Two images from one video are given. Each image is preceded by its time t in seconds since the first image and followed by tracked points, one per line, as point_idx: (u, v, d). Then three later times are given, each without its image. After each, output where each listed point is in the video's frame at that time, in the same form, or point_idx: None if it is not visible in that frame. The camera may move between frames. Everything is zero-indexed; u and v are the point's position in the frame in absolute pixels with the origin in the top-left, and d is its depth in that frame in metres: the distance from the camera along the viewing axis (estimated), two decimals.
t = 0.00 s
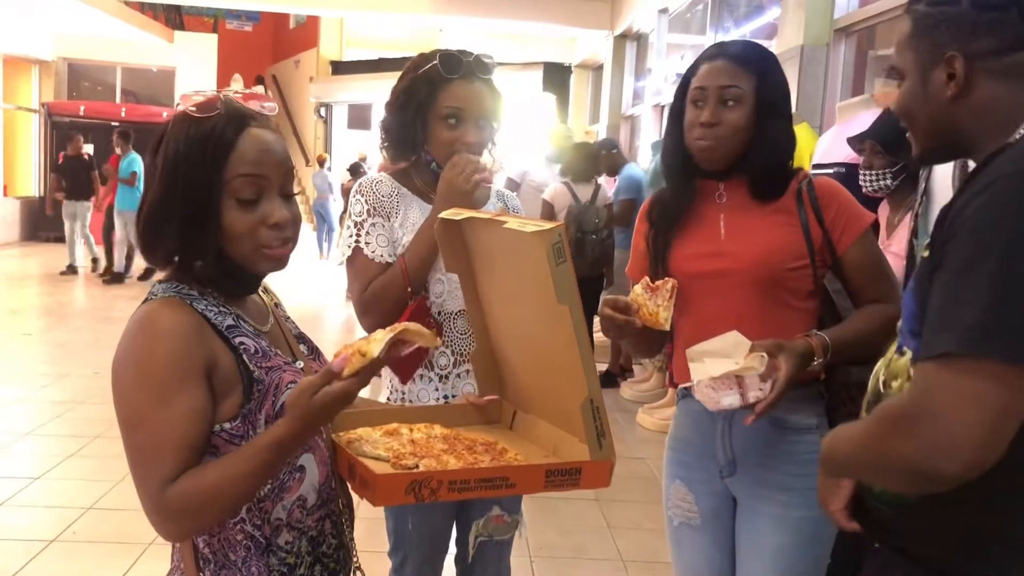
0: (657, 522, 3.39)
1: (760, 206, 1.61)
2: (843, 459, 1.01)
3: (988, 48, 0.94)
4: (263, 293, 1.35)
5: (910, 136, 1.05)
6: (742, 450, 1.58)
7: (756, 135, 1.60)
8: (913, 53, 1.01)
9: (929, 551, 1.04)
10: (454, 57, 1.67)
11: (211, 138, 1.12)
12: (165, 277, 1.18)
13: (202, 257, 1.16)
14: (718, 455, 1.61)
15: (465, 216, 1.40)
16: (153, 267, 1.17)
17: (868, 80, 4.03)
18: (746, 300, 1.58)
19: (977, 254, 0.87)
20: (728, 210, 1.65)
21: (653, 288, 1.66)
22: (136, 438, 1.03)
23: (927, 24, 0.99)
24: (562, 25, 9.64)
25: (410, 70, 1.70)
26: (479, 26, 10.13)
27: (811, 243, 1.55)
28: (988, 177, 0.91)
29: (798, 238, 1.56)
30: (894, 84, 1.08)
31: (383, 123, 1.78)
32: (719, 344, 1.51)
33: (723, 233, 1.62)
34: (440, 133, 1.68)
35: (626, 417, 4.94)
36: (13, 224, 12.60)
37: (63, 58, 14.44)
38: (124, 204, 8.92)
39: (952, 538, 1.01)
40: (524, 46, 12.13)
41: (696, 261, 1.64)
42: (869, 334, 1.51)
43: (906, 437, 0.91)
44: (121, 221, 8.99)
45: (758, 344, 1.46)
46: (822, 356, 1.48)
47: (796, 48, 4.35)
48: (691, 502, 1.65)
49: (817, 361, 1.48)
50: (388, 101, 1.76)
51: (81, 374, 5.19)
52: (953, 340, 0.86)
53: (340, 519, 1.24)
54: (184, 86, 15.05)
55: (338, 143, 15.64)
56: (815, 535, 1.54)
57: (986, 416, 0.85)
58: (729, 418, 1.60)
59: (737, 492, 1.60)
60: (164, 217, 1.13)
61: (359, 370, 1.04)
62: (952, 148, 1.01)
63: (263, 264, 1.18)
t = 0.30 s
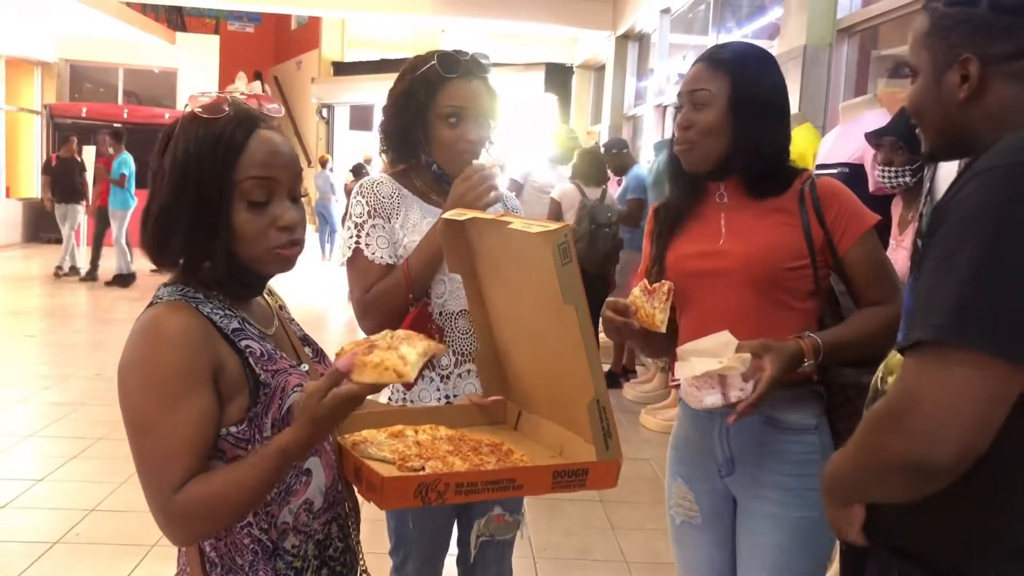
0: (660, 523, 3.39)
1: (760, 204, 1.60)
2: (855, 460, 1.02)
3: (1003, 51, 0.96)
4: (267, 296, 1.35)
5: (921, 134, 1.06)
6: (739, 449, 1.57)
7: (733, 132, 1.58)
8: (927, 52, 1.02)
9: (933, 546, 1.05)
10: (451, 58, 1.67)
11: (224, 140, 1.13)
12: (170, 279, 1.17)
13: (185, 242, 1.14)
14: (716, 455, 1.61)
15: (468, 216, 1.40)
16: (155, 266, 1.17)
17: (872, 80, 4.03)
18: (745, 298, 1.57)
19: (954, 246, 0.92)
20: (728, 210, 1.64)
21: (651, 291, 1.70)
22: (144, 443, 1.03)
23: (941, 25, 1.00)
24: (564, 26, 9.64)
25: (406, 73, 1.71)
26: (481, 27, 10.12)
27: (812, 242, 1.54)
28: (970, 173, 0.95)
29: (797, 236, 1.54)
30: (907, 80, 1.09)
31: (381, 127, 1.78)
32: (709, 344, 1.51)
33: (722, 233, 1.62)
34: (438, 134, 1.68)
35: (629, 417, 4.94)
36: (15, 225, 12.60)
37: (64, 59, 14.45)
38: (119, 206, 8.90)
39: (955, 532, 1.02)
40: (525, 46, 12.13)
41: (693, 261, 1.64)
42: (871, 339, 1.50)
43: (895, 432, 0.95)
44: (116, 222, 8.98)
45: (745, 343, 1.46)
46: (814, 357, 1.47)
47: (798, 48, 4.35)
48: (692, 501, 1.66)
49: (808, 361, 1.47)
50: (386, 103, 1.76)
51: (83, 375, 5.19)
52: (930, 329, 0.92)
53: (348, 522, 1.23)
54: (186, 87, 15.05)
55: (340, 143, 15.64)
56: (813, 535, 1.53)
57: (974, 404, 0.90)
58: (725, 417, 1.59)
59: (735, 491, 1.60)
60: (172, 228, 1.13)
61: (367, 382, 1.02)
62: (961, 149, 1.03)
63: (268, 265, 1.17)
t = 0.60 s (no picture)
0: (663, 522, 3.38)
1: (757, 201, 1.58)
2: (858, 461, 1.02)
3: (995, 51, 0.96)
4: (271, 295, 1.34)
5: (914, 134, 1.06)
6: (731, 442, 1.58)
7: (727, 130, 1.56)
8: (921, 51, 1.02)
9: (936, 542, 1.05)
10: (455, 57, 1.67)
11: (241, 143, 1.12)
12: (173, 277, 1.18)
13: (189, 237, 1.13)
14: (710, 451, 1.61)
15: (476, 217, 1.40)
16: (158, 265, 1.16)
17: (874, 79, 4.03)
18: (744, 296, 1.56)
19: (948, 241, 0.92)
20: (728, 208, 1.62)
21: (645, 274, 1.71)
22: (150, 443, 1.02)
23: (935, 25, 1.01)
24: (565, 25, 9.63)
25: (404, 72, 1.69)
26: (482, 26, 10.11)
27: (807, 240, 1.51)
28: (961, 167, 0.95)
29: (792, 232, 1.52)
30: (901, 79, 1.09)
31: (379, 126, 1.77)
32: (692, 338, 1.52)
33: (720, 230, 1.61)
34: (440, 132, 1.67)
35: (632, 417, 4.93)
36: (16, 225, 12.61)
37: (65, 59, 14.47)
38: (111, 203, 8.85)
39: (956, 527, 1.02)
40: (526, 45, 12.13)
41: (690, 258, 1.63)
42: (858, 338, 1.47)
43: (901, 430, 0.95)
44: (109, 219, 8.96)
45: (726, 338, 1.47)
46: (797, 355, 1.46)
47: (801, 46, 4.34)
48: (691, 495, 1.67)
49: (791, 359, 1.47)
50: (385, 100, 1.75)
51: (85, 375, 5.20)
52: (929, 324, 0.92)
53: (351, 523, 1.23)
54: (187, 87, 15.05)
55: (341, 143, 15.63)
56: (806, 533, 1.52)
57: (976, 402, 0.89)
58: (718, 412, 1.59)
59: (730, 484, 1.60)
60: (184, 231, 1.13)
61: (391, 381, 1.03)
62: (954, 149, 1.03)
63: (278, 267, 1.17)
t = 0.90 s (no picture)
0: (664, 519, 3.38)
1: (756, 199, 1.56)
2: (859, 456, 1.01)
3: (991, 47, 0.97)
4: (273, 292, 1.33)
5: (908, 128, 1.07)
6: (721, 435, 1.58)
7: (728, 126, 1.55)
8: (915, 45, 1.03)
9: (935, 538, 1.04)
10: (457, 53, 1.66)
11: (262, 144, 1.11)
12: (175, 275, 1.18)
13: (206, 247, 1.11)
14: (703, 443, 1.61)
15: (475, 213, 1.38)
16: (157, 262, 1.15)
17: (875, 75, 4.03)
18: (737, 293, 1.55)
19: (954, 234, 0.92)
20: (730, 203, 1.61)
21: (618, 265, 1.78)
22: (153, 444, 1.02)
23: (931, 20, 1.01)
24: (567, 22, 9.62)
25: (404, 69, 1.68)
26: (482, 22, 10.11)
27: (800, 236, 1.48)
28: (964, 161, 0.95)
29: (784, 227, 1.50)
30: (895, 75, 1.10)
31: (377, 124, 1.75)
32: (676, 334, 1.53)
33: (718, 225, 1.61)
34: (442, 128, 1.66)
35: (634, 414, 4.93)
36: (17, 222, 12.61)
37: (65, 55, 14.48)
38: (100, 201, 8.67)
39: (956, 523, 1.02)
40: (526, 42, 12.11)
41: (687, 253, 1.63)
42: (840, 340, 1.44)
43: (902, 423, 0.94)
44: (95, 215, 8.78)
45: (703, 334, 1.46)
46: (775, 356, 1.45)
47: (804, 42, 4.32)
48: (686, 486, 1.67)
49: (769, 359, 1.46)
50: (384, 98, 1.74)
51: (86, 372, 5.20)
52: (935, 318, 0.91)
53: (354, 521, 1.23)
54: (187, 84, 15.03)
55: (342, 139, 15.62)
56: (792, 529, 1.52)
57: (979, 396, 0.89)
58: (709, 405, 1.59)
59: (721, 476, 1.60)
60: (203, 231, 1.10)
61: (406, 378, 1.06)
62: (948, 143, 1.03)
63: (280, 265, 1.16)
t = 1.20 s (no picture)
0: (664, 517, 3.38)
1: (759, 197, 1.56)
2: (853, 457, 1.01)
3: (986, 45, 0.96)
4: (274, 290, 1.32)
5: (902, 128, 1.07)
6: (725, 432, 1.58)
7: (735, 121, 1.55)
8: (910, 42, 1.03)
9: (936, 539, 1.04)
10: (465, 49, 1.67)
11: (278, 132, 1.11)
12: (175, 274, 1.17)
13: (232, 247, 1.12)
14: (708, 437, 1.62)
15: (478, 211, 1.38)
16: (155, 260, 1.13)
17: (876, 73, 4.03)
18: (741, 290, 1.55)
19: (953, 227, 0.91)
20: (735, 199, 1.62)
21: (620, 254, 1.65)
22: (154, 443, 1.01)
23: (927, 18, 1.01)
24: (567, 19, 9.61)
25: (410, 63, 1.68)
26: (482, 19, 10.10)
27: (803, 234, 1.48)
28: (966, 155, 0.94)
29: (789, 225, 1.50)
30: (889, 74, 1.09)
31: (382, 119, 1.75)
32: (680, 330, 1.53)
33: (724, 223, 1.61)
34: (449, 124, 1.66)
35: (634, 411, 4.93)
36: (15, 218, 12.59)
37: (64, 51, 14.47)
38: (94, 197, 8.55)
39: (956, 522, 1.01)
40: (525, 38, 12.09)
41: (694, 250, 1.64)
42: (842, 338, 1.44)
43: (899, 423, 0.94)
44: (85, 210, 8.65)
45: (700, 330, 1.47)
46: (774, 353, 1.46)
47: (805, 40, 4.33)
48: (692, 480, 1.68)
49: (767, 356, 1.46)
50: (388, 93, 1.74)
51: (85, 368, 5.19)
52: (934, 313, 0.90)
53: (357, 520, 1.22)
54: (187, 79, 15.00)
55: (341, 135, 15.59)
56: (786, 525, 1.51)
57: (977, 394, 0.89)
58: (714, 401, 1.60)
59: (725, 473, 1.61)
60: (209, 223, 1.09)
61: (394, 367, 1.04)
62: (942, 143, 1.03)
63: (297, 251, 1.18)
